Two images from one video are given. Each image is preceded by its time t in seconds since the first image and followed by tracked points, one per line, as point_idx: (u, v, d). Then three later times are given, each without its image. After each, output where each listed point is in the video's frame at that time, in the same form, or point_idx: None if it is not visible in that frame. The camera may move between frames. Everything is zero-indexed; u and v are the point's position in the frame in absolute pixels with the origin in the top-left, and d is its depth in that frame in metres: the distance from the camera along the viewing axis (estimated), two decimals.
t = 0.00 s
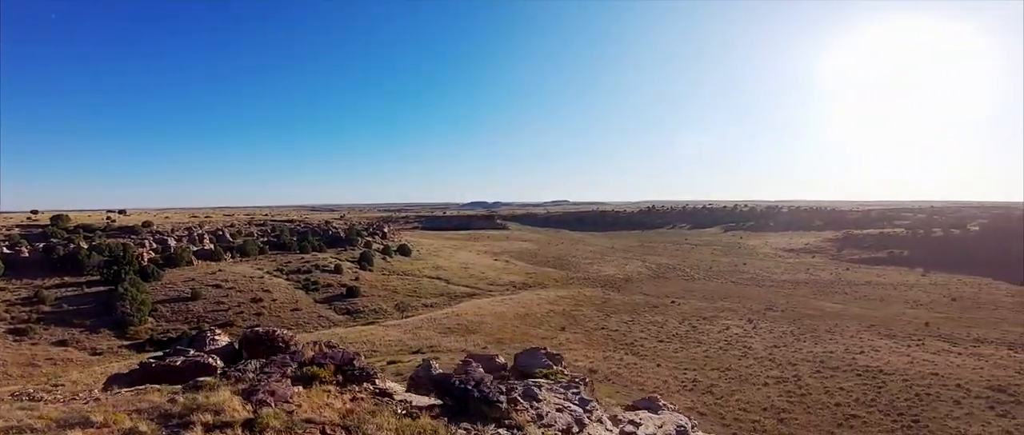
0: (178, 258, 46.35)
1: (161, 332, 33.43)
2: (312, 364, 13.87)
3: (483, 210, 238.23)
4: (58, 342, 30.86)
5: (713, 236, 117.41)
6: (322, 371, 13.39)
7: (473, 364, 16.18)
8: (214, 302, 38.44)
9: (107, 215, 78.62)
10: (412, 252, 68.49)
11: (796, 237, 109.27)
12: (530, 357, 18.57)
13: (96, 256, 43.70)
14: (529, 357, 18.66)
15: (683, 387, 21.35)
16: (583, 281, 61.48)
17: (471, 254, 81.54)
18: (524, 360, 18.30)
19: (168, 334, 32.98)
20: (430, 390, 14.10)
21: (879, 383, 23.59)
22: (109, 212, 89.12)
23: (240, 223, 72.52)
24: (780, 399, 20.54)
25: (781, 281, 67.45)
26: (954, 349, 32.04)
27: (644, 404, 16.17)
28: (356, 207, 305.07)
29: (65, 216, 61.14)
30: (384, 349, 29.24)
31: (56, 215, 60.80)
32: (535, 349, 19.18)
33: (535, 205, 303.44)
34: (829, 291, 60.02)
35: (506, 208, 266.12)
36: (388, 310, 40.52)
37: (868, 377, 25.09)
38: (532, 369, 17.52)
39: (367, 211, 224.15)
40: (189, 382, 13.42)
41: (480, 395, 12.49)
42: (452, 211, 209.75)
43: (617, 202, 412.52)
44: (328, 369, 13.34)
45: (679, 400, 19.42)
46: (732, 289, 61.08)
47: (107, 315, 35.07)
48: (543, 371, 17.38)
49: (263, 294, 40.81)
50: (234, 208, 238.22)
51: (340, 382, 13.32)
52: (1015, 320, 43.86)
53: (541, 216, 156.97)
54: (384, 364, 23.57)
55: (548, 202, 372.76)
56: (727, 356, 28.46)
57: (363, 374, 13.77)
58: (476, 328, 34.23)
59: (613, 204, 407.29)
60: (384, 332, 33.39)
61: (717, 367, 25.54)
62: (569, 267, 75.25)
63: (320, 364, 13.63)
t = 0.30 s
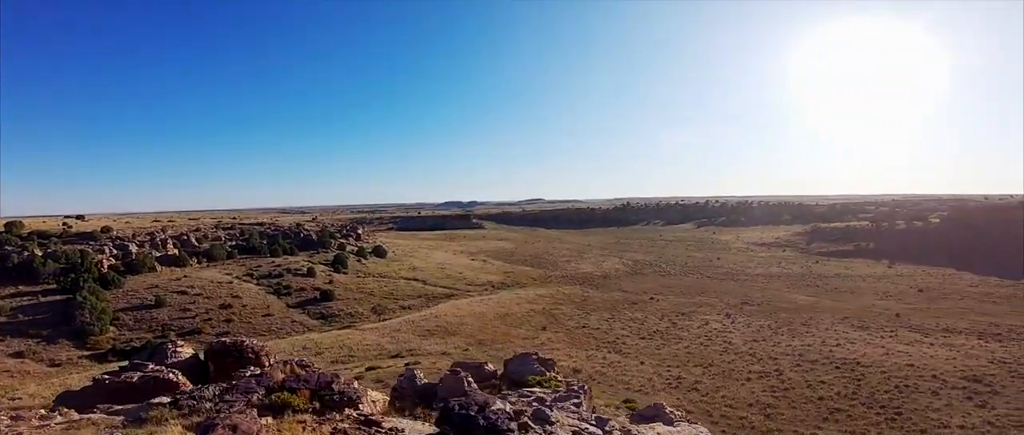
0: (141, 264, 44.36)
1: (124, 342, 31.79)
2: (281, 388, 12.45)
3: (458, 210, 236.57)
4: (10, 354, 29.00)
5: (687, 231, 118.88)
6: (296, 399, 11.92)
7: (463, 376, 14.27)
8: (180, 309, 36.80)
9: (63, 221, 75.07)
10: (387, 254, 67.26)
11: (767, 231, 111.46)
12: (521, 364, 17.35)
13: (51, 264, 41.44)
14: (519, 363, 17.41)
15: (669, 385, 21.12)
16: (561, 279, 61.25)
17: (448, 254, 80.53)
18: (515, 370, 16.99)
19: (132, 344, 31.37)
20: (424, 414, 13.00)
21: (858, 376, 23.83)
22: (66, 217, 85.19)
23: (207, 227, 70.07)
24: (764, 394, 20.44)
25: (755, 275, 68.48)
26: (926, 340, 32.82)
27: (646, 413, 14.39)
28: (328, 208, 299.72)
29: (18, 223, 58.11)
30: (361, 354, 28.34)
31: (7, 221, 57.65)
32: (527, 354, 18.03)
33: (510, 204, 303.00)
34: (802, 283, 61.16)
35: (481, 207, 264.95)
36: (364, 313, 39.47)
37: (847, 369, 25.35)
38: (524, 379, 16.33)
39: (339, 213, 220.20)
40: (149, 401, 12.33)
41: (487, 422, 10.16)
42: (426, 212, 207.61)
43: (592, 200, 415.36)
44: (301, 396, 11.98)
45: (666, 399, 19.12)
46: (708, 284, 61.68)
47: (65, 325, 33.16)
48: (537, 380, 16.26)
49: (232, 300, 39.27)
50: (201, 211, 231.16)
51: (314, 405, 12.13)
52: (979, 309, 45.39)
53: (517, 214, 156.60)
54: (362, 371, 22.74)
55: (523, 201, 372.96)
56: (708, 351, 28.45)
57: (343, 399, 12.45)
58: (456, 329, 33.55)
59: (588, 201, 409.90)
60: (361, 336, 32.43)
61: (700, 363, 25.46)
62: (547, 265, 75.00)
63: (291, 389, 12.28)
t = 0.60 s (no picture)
0: (99, 270, 42.27)
1: (82, 351, 30.06)
2: (246, 421, 10.50)
3: (430, 210, 234.32)
4: None
5: (661, 226, 120.19)
6: None
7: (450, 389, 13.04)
8: (142, 316, 35.10)
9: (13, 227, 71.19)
10: (360, 254, 65.89)
11: (738, 225, 113.52)
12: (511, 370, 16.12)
13: None
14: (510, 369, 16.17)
15: (652, 382, 20.91)
16: (538, 276, 60.93)
17: (422, 253, 79.45)
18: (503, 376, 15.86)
19: (90, 353, 29.70)
20: (411, 429, 11.75)
21: (836, 368, 24.12)
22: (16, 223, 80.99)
23: (169, 230, 67.43)
24: (748, 388, 20.37)
25: (727, 268, 69.52)
26: (897, 331, 33.62)
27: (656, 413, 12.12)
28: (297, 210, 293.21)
29: None
30: (336, 358, 27.41)
31: None
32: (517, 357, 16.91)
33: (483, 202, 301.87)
34: (774, 276, 62.29)
35: (454, 206, 262.88)
36: (338, 316, 38.38)
37: (824, 361, 25.65)
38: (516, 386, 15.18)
39: (309, 215, 215.43)
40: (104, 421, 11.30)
41: None
42: (398, 212, 204.89)
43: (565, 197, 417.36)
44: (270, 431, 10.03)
45: (651, 395, 18.81)
46: (683, 278, 62.22)
47: (17, 335, 31.19)
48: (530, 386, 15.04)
49: (198, 305, 37.66)
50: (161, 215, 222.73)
51: None
52: (942, 299, 46.92)
53: (491, 212, 155.83)
54: (338, 376, 21.91)
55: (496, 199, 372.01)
56: (688, 346, 28.47)
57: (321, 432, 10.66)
58: (434, 330, 32.85)
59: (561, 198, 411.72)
60: (336, 340, 31.45)
61: (681, 358, 25.39)
62: (523, 263, 74.64)
63: (257, 422, 10.35)
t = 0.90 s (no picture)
0: (52, 275, 40.02)
1: (34, 361, 28.30)
2: None
3: (402, 207, 231.36)
4: None
5: (633, 220, 121.20)
6: None
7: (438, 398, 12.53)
8: (100, 323, 33.32)
9: None
10: (331, 253, 64.33)
11: (709, 217, 115.33)
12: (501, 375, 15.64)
13: None
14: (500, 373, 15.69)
15: (635, 377, 20.74)
16: (514, 272, 60.56)
17: (395, 251, 78.05)
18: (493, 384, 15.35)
19: (43, 363, 27.98)
20: None
21: (812, 358, 24.47)
22: None
23: (127, 232, 64.56)
24: (729, 380, 20.40)
25: (700, 260, 70.45)
26: (866, 319, 34.50)
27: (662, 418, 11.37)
28: (264, 209, 285.76)
29: None
30: (310, 362, 26.48)
31: None
32: (506, 362, 16.36)
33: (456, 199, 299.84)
34: (746, 267, 63.38)
35: (427, 202, 260.50)
36: (310, 317, 37.19)
37: (800, 351, 26.03)
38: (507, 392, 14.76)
39: (276, 214, 210.06)
40: None
41: None
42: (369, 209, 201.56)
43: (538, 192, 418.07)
44: None
45: (635, 391, 18.63)
46: (657, 270, 62.78)
47: None
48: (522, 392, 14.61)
49: (160, 310, 35.95)
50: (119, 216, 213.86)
51: None
52: (906, 287, 48.45)
53: (464, 208, 154.66)
54: (313, 381, 21.06)
55: (469, 195, 370.00)
56: (668, 339, 28.54)
57: None
58: (411, 330, 32.09)
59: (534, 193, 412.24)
60: (308, 342, 30.40)
61: (661, 352, 25.37)
62: (498, 258, 74.16)
63: None
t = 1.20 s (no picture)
0: None
1: None
2: None
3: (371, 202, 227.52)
4: None
5: (604, 211, 121.93)
6: None
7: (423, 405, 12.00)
8: (50, 329, 31.39)
9: None
10: (298, 251, 62.52)
11: (678, 208, 116.95)
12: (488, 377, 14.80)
13: None
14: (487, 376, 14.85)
15: (615, 370, 20.59)
16: (487, 266, 60.01)
17: (365, 247, 76.53)
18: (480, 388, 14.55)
19: None
20: None
21: (786, 347, 24.81)
22: None
23: (79, 233, 61.32)
24: (708, 371, 20.42)
25: (671, 251, 71.27)
26: (834, 307, 35.40)
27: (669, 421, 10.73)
28: (227, 207, 276.85)
29: None
30: (279, 364, 25.46)
31: None
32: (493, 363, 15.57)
33: (425, 193, 296.59)
34: (716, 257, 64.38)
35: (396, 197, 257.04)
36: (278, 317, 35.94)
37: (773, 340, 26.39)
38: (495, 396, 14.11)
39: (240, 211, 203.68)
40: None
41: None
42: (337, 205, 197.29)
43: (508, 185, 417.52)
44: None
45: (617, 385, 18.44)
46: (630, 262, 63.19)
47: None
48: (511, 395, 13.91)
49: (116, 313, 34.15)
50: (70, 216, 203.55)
51: None
52: (869, 274, 50.01)
53: (434, 202, 152.95)
54: (284, 385, 20.20)
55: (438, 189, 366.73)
56: (645, 331, 28.59)
57: None
58: (385, 328, 31.29)
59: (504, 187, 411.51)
60: (277, 343, 29.32)
61: (640, 344, 25.33)
62: (471, 253, 73.44)
63: None
